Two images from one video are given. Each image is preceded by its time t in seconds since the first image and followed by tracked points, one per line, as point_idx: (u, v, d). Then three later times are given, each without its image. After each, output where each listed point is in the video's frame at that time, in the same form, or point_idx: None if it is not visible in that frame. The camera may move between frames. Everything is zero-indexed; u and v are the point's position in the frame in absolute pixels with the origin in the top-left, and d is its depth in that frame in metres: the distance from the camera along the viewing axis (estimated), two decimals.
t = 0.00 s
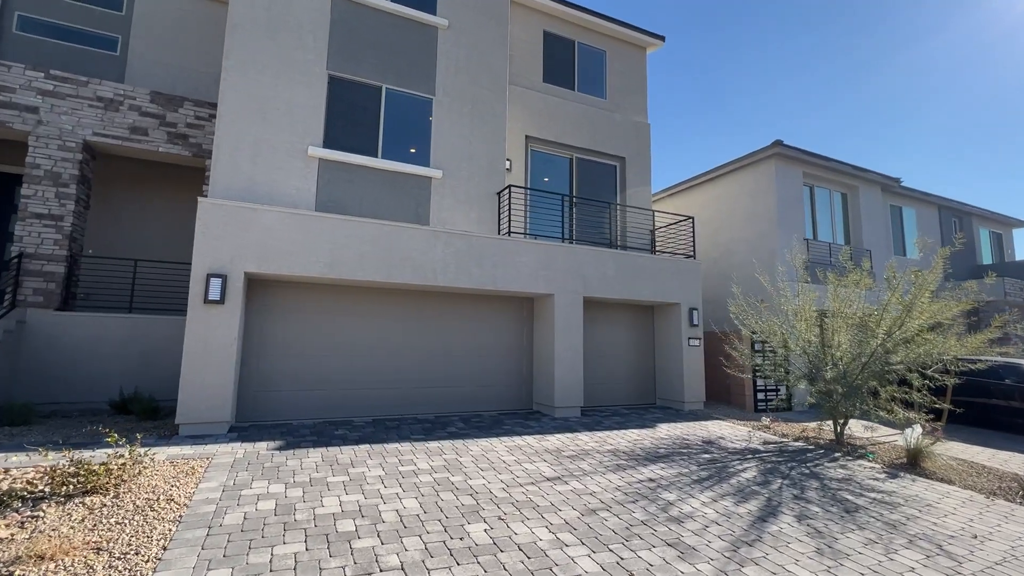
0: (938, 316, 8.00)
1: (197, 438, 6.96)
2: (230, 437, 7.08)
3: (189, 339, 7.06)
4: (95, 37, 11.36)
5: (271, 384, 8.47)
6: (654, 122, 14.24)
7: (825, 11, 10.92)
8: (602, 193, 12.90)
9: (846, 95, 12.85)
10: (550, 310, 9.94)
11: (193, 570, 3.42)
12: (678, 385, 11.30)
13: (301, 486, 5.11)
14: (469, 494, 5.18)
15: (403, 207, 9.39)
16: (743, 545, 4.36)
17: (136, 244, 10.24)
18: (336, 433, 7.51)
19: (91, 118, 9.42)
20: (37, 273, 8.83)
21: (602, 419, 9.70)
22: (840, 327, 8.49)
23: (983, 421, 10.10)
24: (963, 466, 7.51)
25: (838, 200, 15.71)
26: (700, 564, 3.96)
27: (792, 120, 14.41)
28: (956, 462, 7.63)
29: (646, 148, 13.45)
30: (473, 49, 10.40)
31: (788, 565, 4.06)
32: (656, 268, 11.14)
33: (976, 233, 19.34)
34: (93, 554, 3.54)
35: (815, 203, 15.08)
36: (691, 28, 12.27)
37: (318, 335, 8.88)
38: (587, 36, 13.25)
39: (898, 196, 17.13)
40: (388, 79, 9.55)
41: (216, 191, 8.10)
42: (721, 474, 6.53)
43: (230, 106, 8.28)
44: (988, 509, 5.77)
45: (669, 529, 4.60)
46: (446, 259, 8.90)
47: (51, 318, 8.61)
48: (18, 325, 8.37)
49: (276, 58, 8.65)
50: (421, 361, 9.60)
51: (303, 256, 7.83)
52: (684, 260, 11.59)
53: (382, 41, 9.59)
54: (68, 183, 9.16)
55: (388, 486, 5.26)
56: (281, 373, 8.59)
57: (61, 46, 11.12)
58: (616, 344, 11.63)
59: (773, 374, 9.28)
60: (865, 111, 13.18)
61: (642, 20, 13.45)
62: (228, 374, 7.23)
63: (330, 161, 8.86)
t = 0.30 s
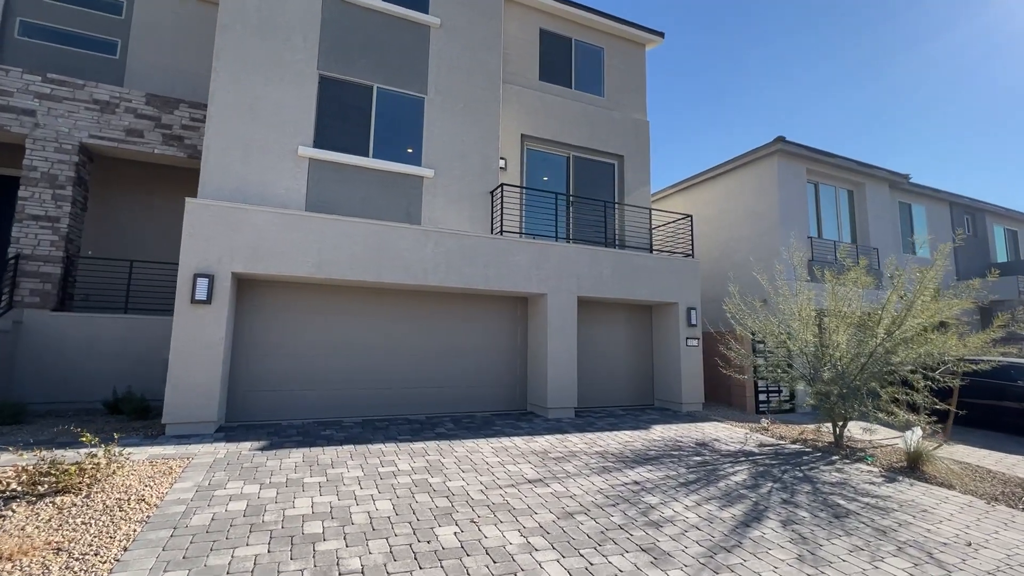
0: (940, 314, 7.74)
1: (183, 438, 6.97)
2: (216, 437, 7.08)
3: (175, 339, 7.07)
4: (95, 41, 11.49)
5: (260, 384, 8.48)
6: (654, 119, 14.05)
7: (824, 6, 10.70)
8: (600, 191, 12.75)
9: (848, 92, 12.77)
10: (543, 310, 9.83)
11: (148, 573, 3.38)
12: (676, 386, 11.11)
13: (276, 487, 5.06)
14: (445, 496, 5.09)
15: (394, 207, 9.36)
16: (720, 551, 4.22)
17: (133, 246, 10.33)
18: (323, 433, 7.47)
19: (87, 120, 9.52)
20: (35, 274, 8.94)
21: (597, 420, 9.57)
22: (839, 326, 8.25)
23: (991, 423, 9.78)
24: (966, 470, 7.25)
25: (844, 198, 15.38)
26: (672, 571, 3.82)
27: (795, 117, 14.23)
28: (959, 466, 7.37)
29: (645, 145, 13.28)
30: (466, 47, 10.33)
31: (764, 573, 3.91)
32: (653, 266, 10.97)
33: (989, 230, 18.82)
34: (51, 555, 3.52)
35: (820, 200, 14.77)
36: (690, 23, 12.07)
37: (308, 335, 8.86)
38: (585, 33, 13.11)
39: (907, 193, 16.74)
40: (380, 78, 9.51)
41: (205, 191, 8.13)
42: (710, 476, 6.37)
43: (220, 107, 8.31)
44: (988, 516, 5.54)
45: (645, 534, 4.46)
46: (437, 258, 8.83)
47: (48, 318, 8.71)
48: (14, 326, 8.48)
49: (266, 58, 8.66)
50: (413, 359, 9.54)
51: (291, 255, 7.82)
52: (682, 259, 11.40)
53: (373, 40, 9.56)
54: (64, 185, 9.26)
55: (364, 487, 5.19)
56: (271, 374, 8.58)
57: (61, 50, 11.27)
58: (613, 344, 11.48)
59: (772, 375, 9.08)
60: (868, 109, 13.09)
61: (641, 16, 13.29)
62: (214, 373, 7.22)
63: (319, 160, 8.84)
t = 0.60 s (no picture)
0: (944, 313, 7.46)
1: (168, 438, 6.95)
2: (201, 438, 7.05)
3: (161, 339, 7.06)
4: (95, 45, 11.62)
5: (250, 385, 8.46)
6: (653, 116, 13.87)
7: None
8: (598, 190, 12.59)
9: (853, 84, 12.52)
10: (537, 310, 9.69)
11: None
12: (675, 388, 10.89)
13: (248, 489, 4.99)
14: (419, 499, 4.97)
15: (385, 207, 9.30)
16: (697, 560, 4.04)
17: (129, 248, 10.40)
18: (309, 435, 7.41)
19: (83, 123, 9.60)
20: (30, 275, 9.03)
21: (590, 423, 9.40)
22: (838, 326, 8.00)
23: (1002, 427, 9.41)
24: (972, 476, 6.95)
25: (851, 195, 15.02)
26: None
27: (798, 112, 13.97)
28: (963, 472, 7.08)
29: (644, 143, 13.08)
30: (459, 46, 10.26)
31: None
32: (651, 266, 10.78)
33: (1004, 228, 18.26)
34: (6, 557, 3.47)
35: (826, 198, 14.44)
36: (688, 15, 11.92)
37: (298, 336, 8.82)
38: (582, 31, 12.98)
39: (917, 190, 16.30)
40: (371, 77, 9.47)
41: (194, 191, 8.14)
42: (699, 481, 6.17)
43: (210, 108, 8.33)
44: (990, 524, 5.27)
45: (621, 541, 4.30)
46: (427, 258, 8.75)
47: (43, 319, 8.77)
48: (9, 327, 8.55)
49: (257, 59, 8.66)
50: (405, 360, 9.46)
51: (279, 255, 7.79)
52: (681, 259, 11.18)
53: (364, 40, 9.52)
54: (60, 188, 9.35)
55: (338, 490, 5.10)
56: (261, 375, 8.55)
57: (62, 55, 11.42)
58: (610, 346, 11.29)
59: (771, 377, 8.84)
60: (872, 104, 12.90)
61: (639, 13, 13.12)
62: (199, 374, 7.20)
63: (309, 161, 8.82)
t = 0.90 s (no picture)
0: (952, 314, 7.10)
1: (150, 443, 6.87)
2: (183, 443, 6.95)
3: (143, 343, 6.98)
4: (92, 50, 11.69)
5: (239, 389, 8.37)
6: (653, 115, 13.61)
7: None
8: (596, 190, 12.35)
9: (859, 80, 12.13)
10: (530, 313, 9.49)
11: None
12: (674, 392, 10.60)
13: (216, 497, 4.85)
14: (390, 509, 4.79)
15: (376, 208, 9.17)
16: None
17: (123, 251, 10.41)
18: (293, 440, 7.28)
19: (76, 127, 9.63)
20: (23, 279, 9.05)
21: (585, 428, 9.16)
22: (840, 329, 7.67)
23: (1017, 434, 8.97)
24: (982, 487, 6.58)
25: (860, 193, 14.59)
26: None
27: (804, 109, 13.60)
28: (973, 481, 6.72)
29: (644, 142, 12.82)
30: (451, 45, 10.12)
31: None
32: (649, 267, 10.51)
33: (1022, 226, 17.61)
34: None
35: (833, 197, 14.04)
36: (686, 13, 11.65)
37: (287, 339, 8.71)
38: (579, 29, 12.77)
39: (930, 188, 15.79)
40: (361, 78, 9.37)
41: (181, 193, 8.08)
42: (690, 491, 5.90)
43: (198, 110, 8.28)
44: (1000, 540, 4.93)
45: (596, 556, 4.08)
46: (415, 259, 8.60)
47: (35, 322, 8.78)
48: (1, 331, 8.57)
49: (245, 60, 8.60)
50: (396, 364, 9.30)
51: (264, 258, 7.69)
52: (680, 259, 10.89)
53: (354, 40, 9.42)
54: (54, 192, 9.37)
55: (309, 499, 4.93)
56: (249, 379, 8.46)
57: (60, 60, 11.50)
58: (608, 349, 11.03)
59: (772, 381, 8.53)
60: (880, 100, 12.49)
61: (638, 9, 12.88)
62: (182, 378, 7.11)
63: (297, 162, 8.72)
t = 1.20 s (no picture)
0: (959, 318, 6.78)
1: (133, 450, 6.80)
2: (166, 449, 6.87)
3: (127, 348, 6.93)
4: (91, 58, 11.80)
5: (227, 394, 8.30)
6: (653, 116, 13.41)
7: None
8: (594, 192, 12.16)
9: (864, 79, 11.81)
10: (523, 317, 9.32)
11: None
12: (673, 398, 10.34)
13: (185, 507, 4.73)
14: (361, 521, 4.63)
15: (366, 212, 9.08)
16: None
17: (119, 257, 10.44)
18: (277, 447, 7.17)
19: (72, 133, 9.69)
20: (18, 285, 9.08)
21: (579, 435, 8.94)
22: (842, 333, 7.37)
23: None
24: (991, 499, 6.25)
25: (867, 193, 14.22)
26: None
27: (808, 109, 13.29)
28: (981, 493, 6.39)
29: (643, 143, 12.61)
30: (444, 46, 10.03)
31: None
32: (646, 270, 10.29)
33: None
34: None
35: (839, 197, 13.69)
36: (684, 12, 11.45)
37: (276, 344, 8.63)
38: (576, 29, 12.63)
39: (940, 187, 15.35)
40: (352, 81, 9.31)
41: (169, 199, 8.05)
42: (679, 502, 5.66)
43: (187, 115, 8.26)
44: (1008, 557, 4.63)
45: (570, 572, 3.87)
46: (405, 263, 8.48)
47: (29, 327, 8.81)
48: None
49: (235, 64, 8.58)
50: (387, 370, 9.17)
51: (251, 262, 7.62)
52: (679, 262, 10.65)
53: (346, 43, 9.37)
54: (49, 198, 9.42)
55: (280, 509, 4.79)
56: (238, 384, 8.39)
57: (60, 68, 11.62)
58: (605, 354, 10.80)
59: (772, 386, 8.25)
60: (886, 99, 12.16)
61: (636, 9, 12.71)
62: (166, 384, 7.04)
63: (287, 166, 8.66)
